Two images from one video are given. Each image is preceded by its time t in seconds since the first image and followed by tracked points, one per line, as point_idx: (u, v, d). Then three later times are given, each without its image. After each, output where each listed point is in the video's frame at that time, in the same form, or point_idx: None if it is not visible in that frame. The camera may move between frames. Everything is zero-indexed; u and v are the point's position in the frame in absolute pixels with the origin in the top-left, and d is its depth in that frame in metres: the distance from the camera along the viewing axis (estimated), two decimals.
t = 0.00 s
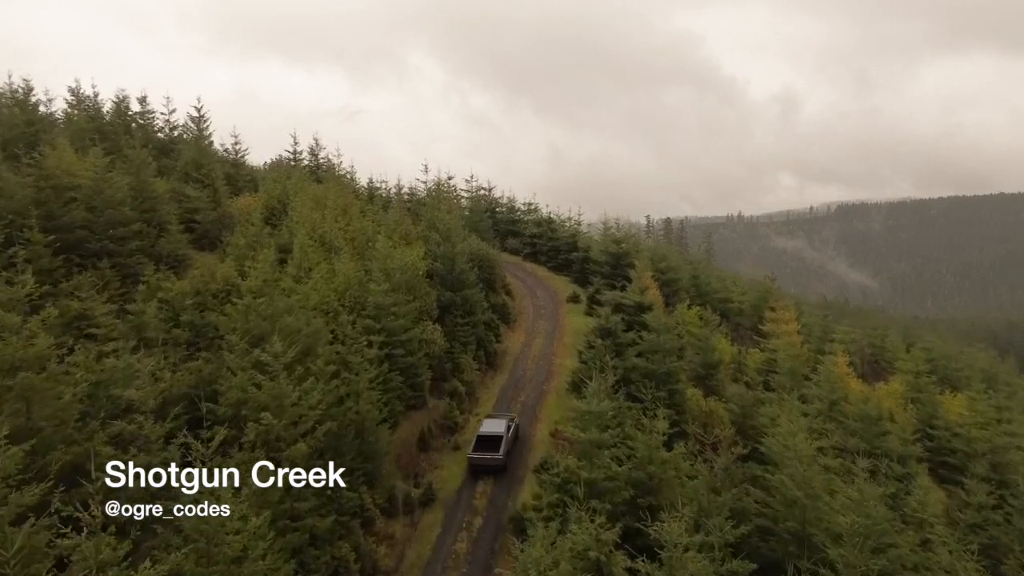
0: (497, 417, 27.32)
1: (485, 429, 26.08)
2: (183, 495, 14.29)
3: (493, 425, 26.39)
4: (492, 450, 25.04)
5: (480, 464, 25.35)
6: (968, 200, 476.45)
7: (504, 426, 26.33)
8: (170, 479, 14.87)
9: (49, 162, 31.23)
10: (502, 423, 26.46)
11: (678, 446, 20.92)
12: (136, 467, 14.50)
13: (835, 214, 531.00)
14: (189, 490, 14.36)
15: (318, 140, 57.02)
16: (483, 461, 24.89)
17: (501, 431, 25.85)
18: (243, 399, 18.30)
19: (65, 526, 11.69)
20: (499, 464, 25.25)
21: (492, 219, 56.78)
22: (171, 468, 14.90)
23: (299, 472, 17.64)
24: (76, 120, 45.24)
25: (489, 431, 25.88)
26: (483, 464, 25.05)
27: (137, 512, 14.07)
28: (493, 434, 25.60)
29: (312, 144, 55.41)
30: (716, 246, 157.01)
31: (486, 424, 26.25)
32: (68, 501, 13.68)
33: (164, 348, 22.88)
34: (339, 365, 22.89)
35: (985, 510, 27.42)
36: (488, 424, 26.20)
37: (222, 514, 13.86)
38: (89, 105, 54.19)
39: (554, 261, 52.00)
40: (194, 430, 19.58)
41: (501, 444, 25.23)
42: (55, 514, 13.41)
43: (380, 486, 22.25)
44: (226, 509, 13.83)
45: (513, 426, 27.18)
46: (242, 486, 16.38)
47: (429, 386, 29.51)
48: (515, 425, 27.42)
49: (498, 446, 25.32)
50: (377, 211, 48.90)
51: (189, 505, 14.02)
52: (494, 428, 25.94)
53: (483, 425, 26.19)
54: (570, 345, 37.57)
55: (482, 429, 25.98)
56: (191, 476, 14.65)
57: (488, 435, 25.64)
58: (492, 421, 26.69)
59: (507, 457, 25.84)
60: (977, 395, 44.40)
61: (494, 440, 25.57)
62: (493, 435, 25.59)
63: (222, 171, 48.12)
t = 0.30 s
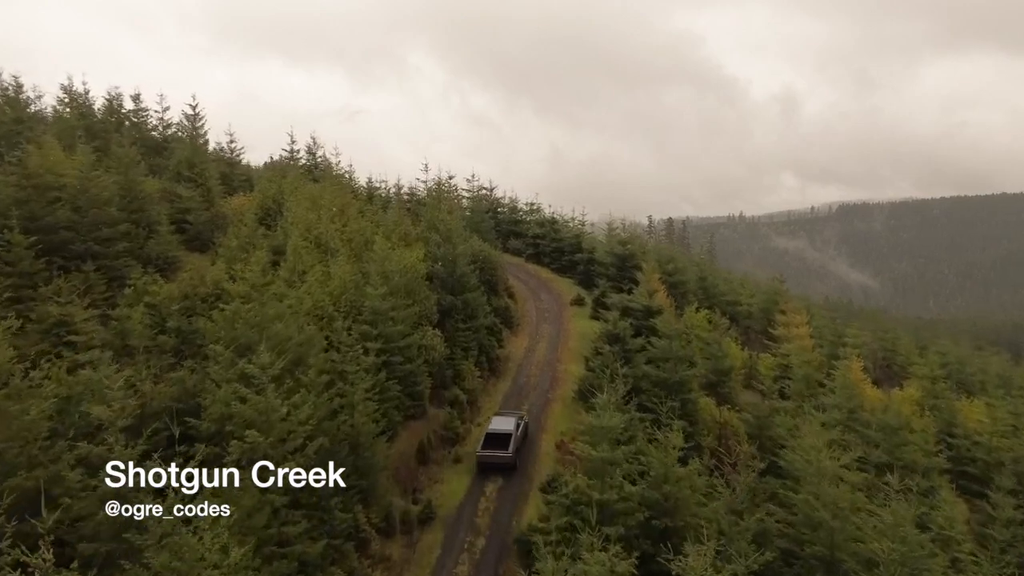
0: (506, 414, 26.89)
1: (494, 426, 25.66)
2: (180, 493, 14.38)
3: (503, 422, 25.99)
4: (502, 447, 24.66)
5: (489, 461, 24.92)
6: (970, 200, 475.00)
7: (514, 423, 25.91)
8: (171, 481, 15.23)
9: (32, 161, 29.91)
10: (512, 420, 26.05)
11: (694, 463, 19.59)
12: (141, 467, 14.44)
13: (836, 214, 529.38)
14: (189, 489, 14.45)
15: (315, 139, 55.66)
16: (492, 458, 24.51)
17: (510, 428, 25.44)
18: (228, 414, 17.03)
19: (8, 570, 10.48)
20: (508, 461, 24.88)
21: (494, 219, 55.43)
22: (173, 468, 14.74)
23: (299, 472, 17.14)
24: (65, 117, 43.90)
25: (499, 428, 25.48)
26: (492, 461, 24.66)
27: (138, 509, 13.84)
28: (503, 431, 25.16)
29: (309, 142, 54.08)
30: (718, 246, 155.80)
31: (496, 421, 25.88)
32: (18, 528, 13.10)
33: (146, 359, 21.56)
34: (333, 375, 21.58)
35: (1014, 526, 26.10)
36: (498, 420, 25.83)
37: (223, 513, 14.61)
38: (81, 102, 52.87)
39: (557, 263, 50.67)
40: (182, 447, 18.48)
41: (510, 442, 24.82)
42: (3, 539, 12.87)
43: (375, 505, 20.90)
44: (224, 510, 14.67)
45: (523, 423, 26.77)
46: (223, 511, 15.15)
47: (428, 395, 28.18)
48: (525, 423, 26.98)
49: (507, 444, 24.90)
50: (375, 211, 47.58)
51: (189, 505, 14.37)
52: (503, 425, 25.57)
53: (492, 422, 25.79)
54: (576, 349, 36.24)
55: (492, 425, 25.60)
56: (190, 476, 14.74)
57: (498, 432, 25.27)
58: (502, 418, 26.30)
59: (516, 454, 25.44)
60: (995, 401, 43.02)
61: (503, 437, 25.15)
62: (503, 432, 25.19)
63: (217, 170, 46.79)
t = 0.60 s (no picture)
0: (516, 412, 26.70)
1: (504, 424, 25.49)
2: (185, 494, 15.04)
3: (513, 419, 25.86)
4: (513, 444, 24.52)
5: (499, 460, 24.72)
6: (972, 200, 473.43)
7: (524, 421, 25.75)
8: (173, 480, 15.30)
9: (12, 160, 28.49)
10: (522, 417, 25.90)
11: (714, 483, 18.20)
12: (150, 470, 15.26)
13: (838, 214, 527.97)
14: (193, 486, 14.99)
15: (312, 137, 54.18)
16: (503, 456, 24.32)
17: (521, 426, 25.31)
18: (209, 433, 15.60)
19: None
20: (519, 459, 24.70)
21: (495, 220, 53.97)
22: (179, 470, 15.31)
23: (299, 476, 16.62)
24: (52, 115, 42.44)
25: (509, 425, 25.34)
26: (503, 459, 24.46)
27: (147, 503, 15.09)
28: (513, 429, 25.02)
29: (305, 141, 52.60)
30: (721, 247, 154.26)
31: (506, 418, 25.78)
32: None
33: (125, 371, 20.15)
34: (325, 388, 20.18)
35: None
36: (508, 417, 25.76)
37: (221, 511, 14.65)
38: (71, 99, 51.36)
39: (561, 265, 49.25)
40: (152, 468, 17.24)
41: (521, 439, 24.65)
42: None
43: (371, 527, 19.52)
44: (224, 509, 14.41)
45: (532, 421, 26.58)
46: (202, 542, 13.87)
47: (427, 406, 26.76)
48: (535, 421, 26.80)
49: (518, 442, 24.74)
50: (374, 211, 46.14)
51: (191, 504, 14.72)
52: (513, 422, 25.45)
53: (502, 420, 25.65)
54: (581, 356, 34.87)
55: (502, 423, 25.48)
56: (194, 474, 15.11)
57: (508, 429, 25.14)
58: (512, 416, 26.18)
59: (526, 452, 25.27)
60: (1015, 408, 41.57)
61: (513, 434, 25.01)
62: (513, 430, 25.06)
63: (210, 170, 45.34)
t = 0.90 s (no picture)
0: (524, 409, 26.72)
1: (513, 420, 25.54)
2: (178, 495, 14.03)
3: (522, 416, 25.90)
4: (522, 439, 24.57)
5: (508, 456, 24.74)
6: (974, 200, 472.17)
7: (533, 417, 25.77)
8: (170, 480, 14.29)
9: None
10: (530, 413, 25.94)
11: (732, 502, 17.08)
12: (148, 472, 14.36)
13: (839, 214, 527.03)
14: (191, 487, 13.93)
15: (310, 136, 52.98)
16: (512, 451, 24.35)
17: (530, 422, 25.38)
18: (190, 452, 14.43)
19: None
20: (528, 455, 24.72)
21: (497, 220, 52.79)
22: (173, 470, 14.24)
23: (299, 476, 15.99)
24: (42, 112, 41.26)
25: (518, 421, 25.40)
26: (512, 455, 24.49)
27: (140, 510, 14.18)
28: (522, 424, 25.09)
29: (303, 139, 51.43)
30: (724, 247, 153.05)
31: (515, 414, 25.91)
32: None
33: (105, 381, 18.98)
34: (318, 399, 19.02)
35: None
36: (518, 413, 25.88)
37: (221, 514, 13.85)
38: (63, 97, 50.17)
39: (565, 266, 48.11)
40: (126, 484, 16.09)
41: (530, 435, 24.71)
42: None
43: (366, 547, 18.31)
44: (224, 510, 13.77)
45: (541, 417, 26.58)
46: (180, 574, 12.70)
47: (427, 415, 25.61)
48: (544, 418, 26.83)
49: (527, 438, 24.78)
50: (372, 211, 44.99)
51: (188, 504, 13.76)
52: (522, 418, 25.52)
53: (510, 416, 25.72)
54: (586, 360, 33.71)
55: (511, 419, 25.56)
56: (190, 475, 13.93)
57: (517, 425, 25.27)
58: (521, 412, 26.29)
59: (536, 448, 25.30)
60: None
61: (522, 430, 25.08)
62: (522, 425, 25.17)
63: (204, 169, 44.15)
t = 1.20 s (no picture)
0: (534, 403, 26.47)
1: (522, 415, 25.28)
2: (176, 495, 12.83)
3: (532, 410, 25.67)
4: (533, 434, 24.36)
5: (519, 451, 24.50)
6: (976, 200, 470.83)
7: (542, 411, 25.53)
8: (170, 480, 12.97)
9: None
10: (540, 408, 25.70)
11: (754, 522, 15.81)
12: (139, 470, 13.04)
13: (841, 214, 525.67)
14: (192, 486, 12.87)
15: (308, 134, 51.76)
16: (523, 446, 24.15)
17: (540, 416, 25.14)
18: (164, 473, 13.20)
19: None
20: (539, 449, 24.52)
21: (499, 219, 51.63)
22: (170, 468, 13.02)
23: (298, 476, 15.40)
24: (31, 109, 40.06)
25: (528, 416, 25.18)
26: (523, 450, 24.29)
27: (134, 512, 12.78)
28: (532, 419, 24.85)
29: (301, 137, 50.24)
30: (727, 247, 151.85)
31: (525, 409, 25.63)
32: None
33: (81, 393, 17.78)
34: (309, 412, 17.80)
35: None
36: (528, 407, 25.60)
37: (222, 515, 12.92)
38: (57, 95, 49.06)
39: (568, 267, 46.89)
40: (97, 507, 14.77)
41: (541, 429, 24.48)
42: None
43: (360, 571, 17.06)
44: (226, 509, 12.90)
45: (550, 412, 26.33)
46: None
47: (426, 424, 24.39)
48: (553, 413, 26.53)
49: (538, 432, 24.55)
50: (371, 211, 43.78)
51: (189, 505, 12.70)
52: (532, 413, 25.26)
53: (520, 410, 25.49)
54: (592, 365, 32.44)
55: (521, 414, 25.30)
56: (192, 474, 12.83)
57: (527, 419, 24.98)
58: (531, 407, 25.98)
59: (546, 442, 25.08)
60: None
61: (532, 425, 24.83)
62: (532, 420, 24.86)
63: (198, 167, 42.94)
